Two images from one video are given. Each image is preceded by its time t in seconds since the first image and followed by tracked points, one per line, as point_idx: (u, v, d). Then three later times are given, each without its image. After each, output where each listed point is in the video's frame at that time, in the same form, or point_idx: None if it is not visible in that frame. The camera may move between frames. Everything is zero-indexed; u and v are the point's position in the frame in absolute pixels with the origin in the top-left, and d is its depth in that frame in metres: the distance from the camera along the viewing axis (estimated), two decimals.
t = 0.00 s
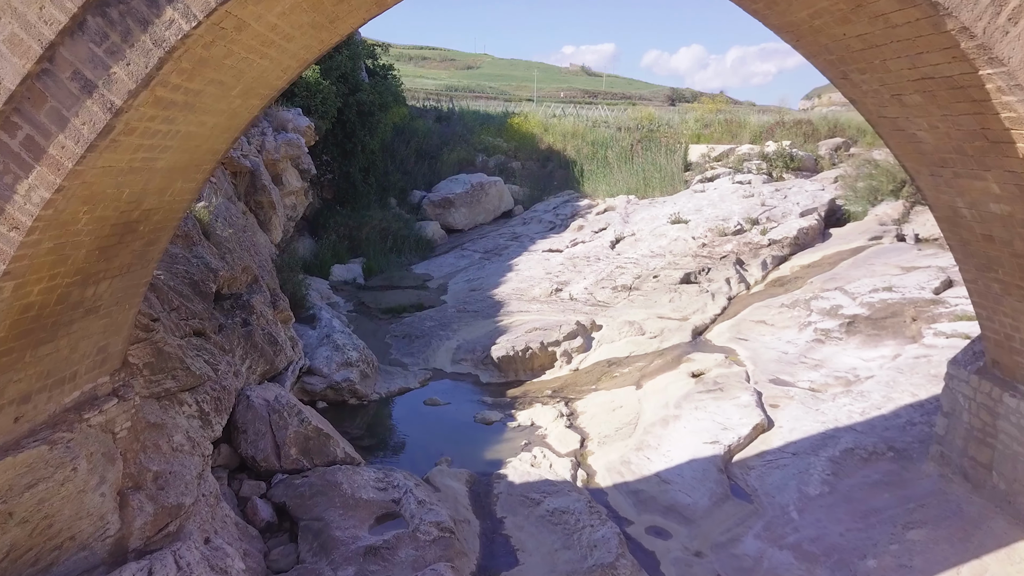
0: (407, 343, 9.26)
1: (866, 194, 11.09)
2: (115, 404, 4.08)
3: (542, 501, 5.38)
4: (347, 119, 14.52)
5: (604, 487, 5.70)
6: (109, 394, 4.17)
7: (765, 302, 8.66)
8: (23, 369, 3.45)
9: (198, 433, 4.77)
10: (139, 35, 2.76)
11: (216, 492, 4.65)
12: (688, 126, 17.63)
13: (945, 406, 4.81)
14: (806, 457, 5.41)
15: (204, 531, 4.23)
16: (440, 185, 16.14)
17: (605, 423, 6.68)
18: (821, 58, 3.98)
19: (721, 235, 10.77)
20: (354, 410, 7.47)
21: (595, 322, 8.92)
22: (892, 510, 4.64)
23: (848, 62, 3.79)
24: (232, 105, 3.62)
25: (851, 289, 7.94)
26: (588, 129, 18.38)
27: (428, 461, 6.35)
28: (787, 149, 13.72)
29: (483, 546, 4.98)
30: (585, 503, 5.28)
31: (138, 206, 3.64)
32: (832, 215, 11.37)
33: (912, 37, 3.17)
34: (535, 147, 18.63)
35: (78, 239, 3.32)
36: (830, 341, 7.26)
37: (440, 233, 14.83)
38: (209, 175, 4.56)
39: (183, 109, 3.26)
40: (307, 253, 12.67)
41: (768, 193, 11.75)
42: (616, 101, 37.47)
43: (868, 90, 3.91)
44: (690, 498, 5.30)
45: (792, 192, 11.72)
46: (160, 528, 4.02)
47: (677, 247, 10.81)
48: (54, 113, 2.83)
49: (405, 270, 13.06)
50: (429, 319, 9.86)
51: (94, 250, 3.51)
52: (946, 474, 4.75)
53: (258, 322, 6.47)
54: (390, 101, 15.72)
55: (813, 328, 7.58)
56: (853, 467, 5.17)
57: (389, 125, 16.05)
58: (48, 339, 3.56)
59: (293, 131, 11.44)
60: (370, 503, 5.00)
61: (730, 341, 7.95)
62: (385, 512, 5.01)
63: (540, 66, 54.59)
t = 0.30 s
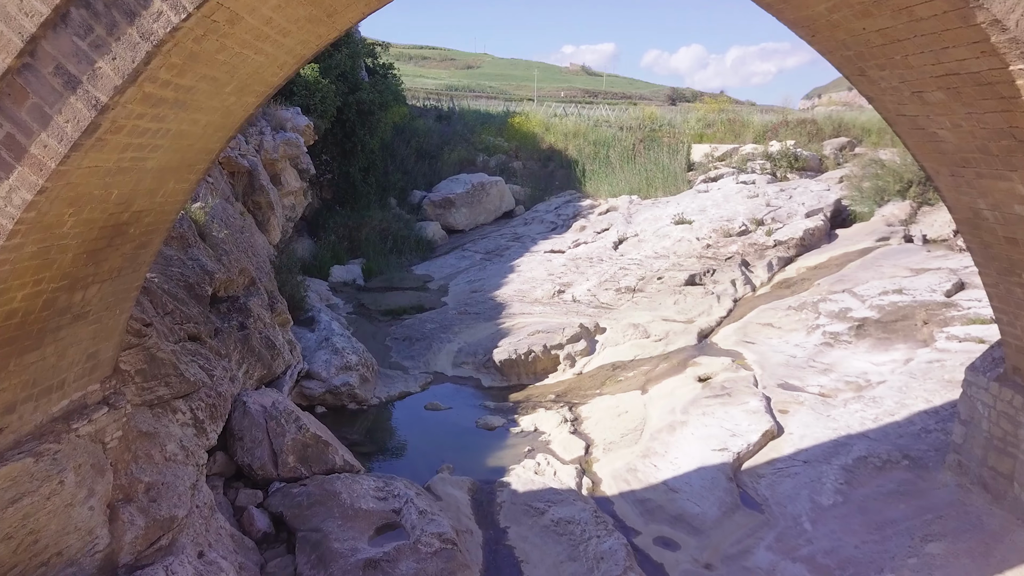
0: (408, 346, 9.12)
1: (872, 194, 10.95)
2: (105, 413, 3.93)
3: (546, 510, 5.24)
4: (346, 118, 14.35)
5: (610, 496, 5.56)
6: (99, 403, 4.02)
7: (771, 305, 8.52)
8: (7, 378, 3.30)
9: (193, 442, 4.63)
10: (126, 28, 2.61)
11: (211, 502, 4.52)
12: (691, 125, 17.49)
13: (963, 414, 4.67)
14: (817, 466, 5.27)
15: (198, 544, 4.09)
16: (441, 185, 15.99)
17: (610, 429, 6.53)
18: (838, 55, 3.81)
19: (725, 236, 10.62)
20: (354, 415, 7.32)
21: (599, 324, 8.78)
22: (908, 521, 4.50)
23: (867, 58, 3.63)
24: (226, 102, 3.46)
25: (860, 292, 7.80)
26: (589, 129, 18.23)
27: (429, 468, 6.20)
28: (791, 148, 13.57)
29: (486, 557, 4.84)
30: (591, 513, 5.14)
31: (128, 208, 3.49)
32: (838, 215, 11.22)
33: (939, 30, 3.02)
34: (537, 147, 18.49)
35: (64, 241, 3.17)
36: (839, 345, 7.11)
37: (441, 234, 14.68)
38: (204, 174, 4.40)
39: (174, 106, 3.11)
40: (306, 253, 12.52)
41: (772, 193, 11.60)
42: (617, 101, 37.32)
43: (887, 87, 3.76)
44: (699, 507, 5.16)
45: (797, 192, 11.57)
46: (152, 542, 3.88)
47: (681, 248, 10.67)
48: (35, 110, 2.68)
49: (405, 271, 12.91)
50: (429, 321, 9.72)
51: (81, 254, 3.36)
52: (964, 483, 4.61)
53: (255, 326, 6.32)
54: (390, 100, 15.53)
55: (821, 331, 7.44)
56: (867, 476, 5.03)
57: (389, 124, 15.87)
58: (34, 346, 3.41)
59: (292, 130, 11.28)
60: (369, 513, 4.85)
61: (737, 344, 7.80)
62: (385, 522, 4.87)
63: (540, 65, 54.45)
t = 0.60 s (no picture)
0: (408, 349, 8.97)
1: (879, 195, 10.80)
2: (96, 423, 3.78)
3: (552, 521, 5.10)
4: (346, 117, 14.19)
5: (617, 505, 5.42)
6: (90, 413, 3.87)
7: (778, 307, 8.38)
8: None
9: (188, 452, 4.48)
10: (112, 21, 2.48)
11: (207, 514, 4.38)
12: (694, 125, 17.34)
13: (982, 422, 4.53)
14: (830, 475, 5.13)
15: (192, 559, 3.99)
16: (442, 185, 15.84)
17: (616, 436, 6.39)
18: (855, 51, 3.65)
19: (730, 237, 10.48)
20: (354, 421, 7.18)
21: (603, 327, 8.63)
22: (927, 533, 4.36)
23: (888, 54, 3.48)
24: (221, 100, 3.32)
25: (870, 295, 7.65)
26: (591, 129, 18.08)
27: (431, 476, 6.06)
28: (796, 148, 13.41)
29: (490, 570, 4.69)
30: (598, 524, 5.00)
31: (119, 210, 3.34)
32: (844, 216, 11.06)
33: (968, 25, 2.88)
34: (538, 146, 18.34)
35: (50, 246, 3.03)
36: (849, 349, 6.97)
37: (441, 234, 14.54)
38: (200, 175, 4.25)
39: (165, 105, 2.97)
40: (306, 255, 12.39)
41: (777, 194, 11.46)
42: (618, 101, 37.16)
43: (907, 85, 3.61)
44: (709, 517, 5.01)
45: (803, 193, 11.42)
46: (144, 557, 3.76)
47: (686, 250, 10.52)
48: (18, 109, 2.56)
49: (406, 272, 12.76)
50: (431, 323, 9.57)
51: (69, 259, 3.21)
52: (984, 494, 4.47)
53: (253, 330, 6.17)
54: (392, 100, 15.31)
55: (831, 335, 7.29)
56: (882, 486, 4.89)
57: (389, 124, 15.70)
58: (20, 355, 3.26)
59: (291, 130, 11.12)
60: (370, 525, 4.70)
61: (744, 348, 7.66)
62: (386, 534, 4.72)
63: (540, 65, 54.30)
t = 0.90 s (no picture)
0: (410, 352, 8.85)
1: (885, 195, 10.67)
2: (89, 432, 3.65)
3: (559, 530, 4.97)
4: (347, 117, 14.05)
5: (625, 514, 5.29)
6: (83, 421, 3.74)
7: (785, 309, 8.25)
8: None
9: (185, 460, 4.35)
10: (101, 13, 2.36)
11: (205, 525, 4.25)
12: (697, 125, 17.22)
13: (1002, 430, 4.41)
14: (844, 483, 5.00)
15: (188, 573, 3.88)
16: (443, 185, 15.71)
17: (622, 441, 6.26)
18: (876, 47, 3.51)
19: (736, 238, 10.35)
20: (355, 425, 7.05)
21: (608, 330, 8.50)
22: (946, 545, 4.24)
23: (912, 50, 3.34)
24: (218, 98, 3.19)
25: (880, 297, 7.53)
26: (593, 129, 17.95)
27: (434, 483, 5.93)
28: (800, 148, 13.28)
29: None
30: (606, 534, 4.87)
31: (112, 212, 3.21)
32: (850, 217, 10.92)
33: (1001, 18, 2.77)
34: (540, 146, 18.21)
35: (39, 248, 2.90)
36: (860, 353, 6.83)
37: (443, 235, 14.41)
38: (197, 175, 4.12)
39: (160, 102, 2.84)
40: (305, 256, 12.26)
41: (783, 194, 11.33)
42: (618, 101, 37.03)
43: (931, 82, 3.48)
44: (720, 526, 4.89)
45: (808, 193, 11.29)
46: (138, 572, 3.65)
47: (691, 251, 10.40)
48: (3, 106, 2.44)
49: (406, 273, 12.63)
50: (432, 325, 9.45)
51: (59, 262, 3.08)
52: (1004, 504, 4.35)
53: (252, 334, 6.04)
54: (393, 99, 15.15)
55: (840, 338, 7.16)
56: (898, 495, 4.77)
57: (390, 123, 15.56)
58: (9, 363, 3.13)
59: (291, 129, 10.98)
60: (372, 535, 4.57)
61: (752, 351, 7.52)
62: (389, 544, 4.58)
63: (541, 65, 54.17)
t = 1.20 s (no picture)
0: (412, 354, 8.73)
1: (892, 195, 10.55)
2: (83, 441, 3.53)
3: (567, 539, 4.85)
4: (347, 116, 13.93)
5: (633, 521, 5.17)
6: (78, 429, 3.62)
7: (793, 311, 8.14)
8: None
9: (183, 468, 4.24)
10: (92, 4, 2.25)
11: (204, 535, 4.14)
12: (700, 125, 17.09)
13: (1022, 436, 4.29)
14: (859, 490, 4.89)
15: None
16: (444, 185, 15.60)
17: (629, 446, 6.14)
18: (898, 42, 3.39)
19: (741, 238, 10.24)
20: (357, 429, 6.93)
21: (613, 332, 8.39)
22: (966, 554, 4.13)
23: (936, 45, 3.22)
24: (217, 94, 3.07)
25: (890, 299, 7.41)
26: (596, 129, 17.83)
27: (438, 490, 5.81)
28: (805, 148, 13.16)
29: None
30: (615, 542, 4.75)
31: (107, 213, 3.09)
32: (858, 217, 10.67)
33: None
34: (542, 146, 18.09)
35: (30, 251, 2.78)
36: (870, 355, 6.71)
37: (444, 235, 14.30)
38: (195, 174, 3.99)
39: (157, 99, 2.72)
40: (306, 256, 12.15)
41: (789, 194, 11.21)
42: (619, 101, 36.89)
43: (956, 79, 3.36)
44: (731, 535, 4.77)
45: (814, 193, 11.17)
46: None
47: (696, 251, 10.28)
48: None
49: (408, 274, 12.52)
50: (435, 327, 9.33)
51: (51, 265, 2.97)
52: None
53: (252, 337, 5.92)
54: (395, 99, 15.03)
55: (850, 340, 7.04)
56: (915, 503, 4.65)
57: (391, 123, 15.44)
58: None
59: (292, 129, 10.85)
60: (376, 544, 4.45)
61: (760, 354, 7.41)
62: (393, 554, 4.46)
63: (541, 65, 54.04)
